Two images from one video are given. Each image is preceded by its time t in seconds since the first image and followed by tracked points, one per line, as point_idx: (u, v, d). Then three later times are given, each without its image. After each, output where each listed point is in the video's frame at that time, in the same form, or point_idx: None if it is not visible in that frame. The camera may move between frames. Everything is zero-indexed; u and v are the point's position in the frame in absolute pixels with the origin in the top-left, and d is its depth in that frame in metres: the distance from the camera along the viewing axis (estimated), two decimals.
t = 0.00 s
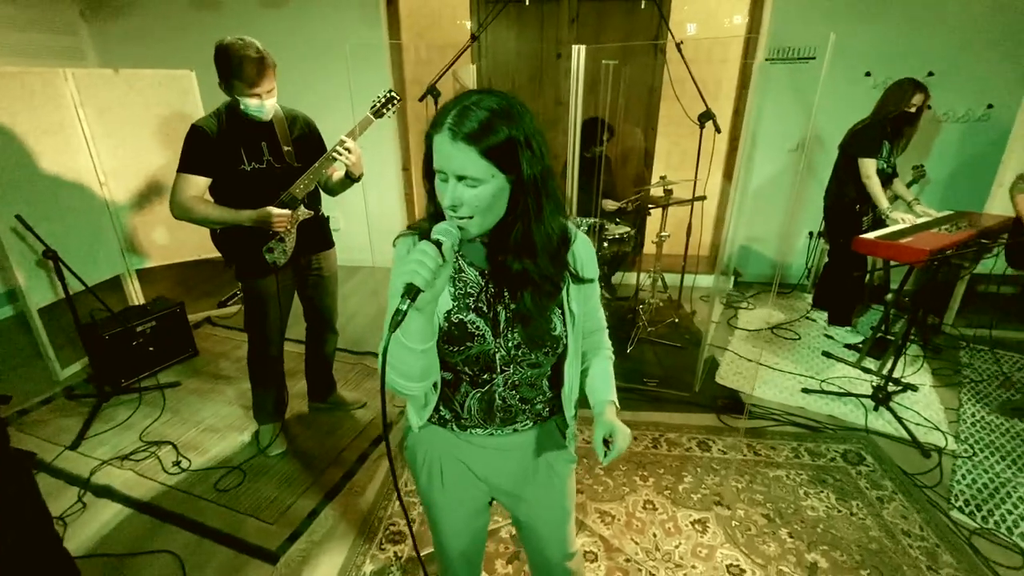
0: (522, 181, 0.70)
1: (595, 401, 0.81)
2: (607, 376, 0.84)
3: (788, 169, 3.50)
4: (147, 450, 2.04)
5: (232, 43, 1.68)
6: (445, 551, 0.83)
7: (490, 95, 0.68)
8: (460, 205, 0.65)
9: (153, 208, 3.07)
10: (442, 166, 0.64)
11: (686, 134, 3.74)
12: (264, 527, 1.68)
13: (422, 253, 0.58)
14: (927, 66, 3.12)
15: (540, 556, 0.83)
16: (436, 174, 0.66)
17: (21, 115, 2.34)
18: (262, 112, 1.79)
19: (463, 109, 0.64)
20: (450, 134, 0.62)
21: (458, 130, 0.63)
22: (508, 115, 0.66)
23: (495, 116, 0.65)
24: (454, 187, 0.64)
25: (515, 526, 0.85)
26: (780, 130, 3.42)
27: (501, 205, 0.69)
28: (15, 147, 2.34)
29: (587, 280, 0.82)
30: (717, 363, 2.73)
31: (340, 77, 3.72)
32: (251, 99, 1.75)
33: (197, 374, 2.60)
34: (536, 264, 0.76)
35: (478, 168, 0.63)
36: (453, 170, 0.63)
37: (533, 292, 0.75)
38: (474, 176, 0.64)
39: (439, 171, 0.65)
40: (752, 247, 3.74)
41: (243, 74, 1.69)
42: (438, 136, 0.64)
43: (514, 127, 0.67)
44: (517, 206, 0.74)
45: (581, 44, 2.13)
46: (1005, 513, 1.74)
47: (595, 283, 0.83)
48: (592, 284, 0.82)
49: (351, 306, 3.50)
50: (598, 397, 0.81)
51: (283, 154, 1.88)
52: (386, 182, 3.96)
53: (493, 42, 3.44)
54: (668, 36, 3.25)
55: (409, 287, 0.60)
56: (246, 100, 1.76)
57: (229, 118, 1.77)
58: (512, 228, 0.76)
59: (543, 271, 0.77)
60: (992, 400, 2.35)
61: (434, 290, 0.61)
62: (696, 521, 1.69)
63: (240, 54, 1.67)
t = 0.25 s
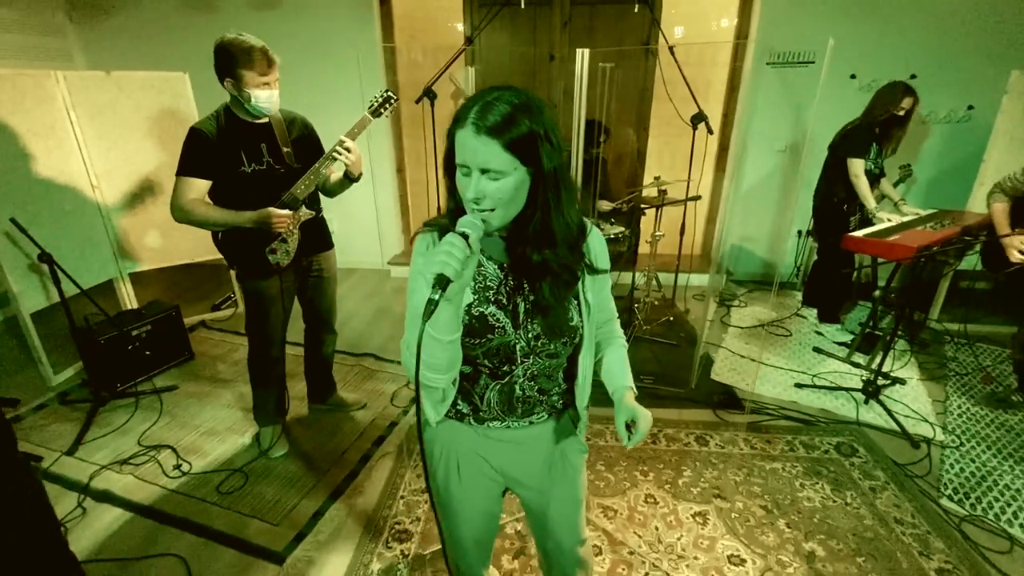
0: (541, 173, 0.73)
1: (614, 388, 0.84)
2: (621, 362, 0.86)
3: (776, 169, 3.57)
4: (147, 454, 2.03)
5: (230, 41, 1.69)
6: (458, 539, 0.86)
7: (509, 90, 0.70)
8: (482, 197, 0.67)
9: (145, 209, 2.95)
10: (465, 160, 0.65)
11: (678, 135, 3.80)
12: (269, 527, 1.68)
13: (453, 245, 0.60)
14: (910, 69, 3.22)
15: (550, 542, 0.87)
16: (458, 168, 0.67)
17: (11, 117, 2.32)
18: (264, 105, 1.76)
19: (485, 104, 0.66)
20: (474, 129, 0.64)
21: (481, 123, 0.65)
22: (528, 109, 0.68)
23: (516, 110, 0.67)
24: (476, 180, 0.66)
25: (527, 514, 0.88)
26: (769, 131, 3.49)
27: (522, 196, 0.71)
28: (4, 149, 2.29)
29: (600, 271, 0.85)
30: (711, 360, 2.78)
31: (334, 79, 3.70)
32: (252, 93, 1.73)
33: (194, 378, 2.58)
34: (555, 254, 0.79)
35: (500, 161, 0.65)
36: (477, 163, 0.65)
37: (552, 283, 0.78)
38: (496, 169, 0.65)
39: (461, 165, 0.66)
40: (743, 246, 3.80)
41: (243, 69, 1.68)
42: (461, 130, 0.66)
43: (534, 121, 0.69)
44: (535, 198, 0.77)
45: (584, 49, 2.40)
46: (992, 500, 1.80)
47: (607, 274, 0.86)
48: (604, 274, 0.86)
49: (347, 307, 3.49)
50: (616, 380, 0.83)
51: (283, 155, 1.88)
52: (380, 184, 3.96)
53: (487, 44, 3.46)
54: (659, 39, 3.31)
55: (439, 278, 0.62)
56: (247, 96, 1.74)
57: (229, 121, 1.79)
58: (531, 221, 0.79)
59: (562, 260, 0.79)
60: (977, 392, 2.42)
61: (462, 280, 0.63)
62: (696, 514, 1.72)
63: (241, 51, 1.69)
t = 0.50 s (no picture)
0: (565, 161, 0.77)
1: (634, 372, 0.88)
2: (639, 346, 0.91)
3: (767, 169, 3.65)
4: (151, 454, 2.03)
5: (235, 40, 1.71)
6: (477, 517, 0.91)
7: (535, 81, 0.74)
8: (511, 183, 0.71)
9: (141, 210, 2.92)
10: (495, 147, 0.69)
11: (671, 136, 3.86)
12: (279, 523, 1.70)
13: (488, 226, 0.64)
14: (895, 71, 3.31)
15: (564, 522, 0.92)
16: (487, 156, 0.71)
17: (9, 118, 2.31)
18: (269, 105, 1.78)
19: (513, 94, 0.70)
20: (505, 117, 0.68)
21: (511, 112, 0.68)
22: (555, 98, 0.72)
23: (543, 99, 0.71)
24: (506, 166, 0.70)
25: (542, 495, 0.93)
26: (759, 132, 3.57)
27: (548, 181, 0.75)
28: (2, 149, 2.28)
29: (617, 256, 0.88)
30: (707, 355, 2.84)
31: (330, 80, 3.71)
32: (257, 92, 1.74)
33: (194, 378, 2.58)
34: (578, 238, 0.83)
35: (530, 147, 0.69)
36: (507, 150, 0.68)
37: (577, 266, 0.81)
38: (525, 154, 0.69)
39: (491, 152, 0.70)
40: (734, 244, 3.88)
41: (249, 68, 1.69)
42: (491, 119, 0.69)
43: (559, 110, 0.73)
44: (559, 185, 0.81)
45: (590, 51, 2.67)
46: (981, 485, 1.87)
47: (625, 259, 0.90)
48: (621, 259, 0.89)
49: (345, 308, 3.50)
50: (636, 363, 0.88)
51: (283, 155, 1.89)
52: (376, 184, 3.96)
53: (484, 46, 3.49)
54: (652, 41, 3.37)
55: (475, 259, 0.65)
56: (252, 95, 1.75)
57: (229, 120, 1.79)
58: (555, 209, 0.83)
59: (585, 244, 0.83)
60: (963, 382, 2.51)
61: (496, 262, 0.66)
62: (698, 503, 1.77)
63: (245, 50, 1.70)
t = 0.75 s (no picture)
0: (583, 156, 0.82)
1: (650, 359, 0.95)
2: (654, 335, 0.98)
3: (757, 169, 3.74)
4: (158, 454, 2.04)
5: (237, 43, 1.71)
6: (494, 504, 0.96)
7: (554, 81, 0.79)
8: (534, 177, 0.76)
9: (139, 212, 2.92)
10: (519, 144, 0.74)
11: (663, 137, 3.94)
12: (289, 519, 1.73)
13: (517, 217, 0.69)
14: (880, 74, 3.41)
15: (577, 508, 0.97)
16: (511, 153, 0.76)
17: (10, 121, 2.32)
18: (270, 109, 1.80)
19: (535, 93, 0.75)
20: (528, 115, 0.73)
21: (534, 110, 0.73)
22: (573, 97, 0.77)
23: (562, 97, 0.76)
24: (530, 161, 0.75)
25: (557, 483, 0.98)
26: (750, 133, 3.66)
27: (568, 174, 0.80)
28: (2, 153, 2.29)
29: (632, 247, 0.93)
30: (702, 351, 2.91)
31: (327, 82, 3.73)
32: (259, 95, 1.75)
33: (196, 380, 2.59)
34: (596, 228, 0.88)
35: (552, 143, 0.74)
36: (530, 146, 0.73)
37: (595, 254, 0.87)
38: (547, 150, 0.74)
39: (515, 149, 0.75)
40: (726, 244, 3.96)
41: (253, 71, 1.70)
42: (515, 118, 0.74)
43: (577, 107, 0.78)
44: (576, 179, 0.86)
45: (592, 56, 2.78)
46: (967, 471, 1.95)
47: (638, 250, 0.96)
48: (635, 250, 0.94)
49: (344, 309, 3.53)
50: (651, 350, 0.96)
51: (283, 157, 1.90)
52: (373, 184, 3.99)
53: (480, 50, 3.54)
54: (645, 45, 3.44)
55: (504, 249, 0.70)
56: (253, 98, 1.75)
57: (229, 122, 1.78)
58: (572, 203, 0.88)
59: (602, 233, 0.88)
60: (949, 374, 2.59)
61: (523, 252, 0.71)
62: (698, 492, 1.83)
63: (248, 53, 1.70)
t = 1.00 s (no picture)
0: (594, 153, 0.87)
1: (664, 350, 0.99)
2: (666, 326, 1.03)
3: (748, 170, 3.82)
4: (162, 454, 2.05)
5: (235, 46, 1.70)
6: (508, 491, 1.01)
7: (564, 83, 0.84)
8: (547, 173, 0.81)
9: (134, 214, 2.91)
10: (532, 142, 0.79)
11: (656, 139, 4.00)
12: (296, 516, 1.75)
13: (533, 210, 0.73)
14: (865, 77, 3.51)
15: (588, 495, 1.03)
16: (525, 151, 0.81)
17: (8, 123, 2.33)
18: (268, 112, 1.80)
19: (546, 95, 0.80)
20: (540, 115, 0.78)
21: (546, 110, 0.78)
22: (583, 97, 0.82)
23: (572, 98, 0.81)
24: (542, 159, 0.80)
25: (569, 471, 1.03)
26: (740, 134, 3.73)
27: (579, 170, 0.85)
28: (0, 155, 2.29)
29: (642, 241, 0.98)
30: (697, 347, 2.97)
31: (321, 85, 3.74)
32: (257, 98, 1.74)
33: (196, 381, 2.59)
34: (606, 221, 0.93)
35: (563, 140, 0.79)
36: (543, 143, 0.79)
37: (606, 247, 0.91)
38: (559, 147, 0.79)
39: (528, 147, 0.80)
40: (718, 243, 4.04)
41: (252, 74, 1.69)
42: (528, 118, 0.79)
43: (587, 107, 0.83)
44: (587, 175, 0.91)
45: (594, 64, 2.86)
46: (952, 460, 2.02)
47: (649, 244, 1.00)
48: (645, 243, 0.99)
49: (342, 310, 3.54)
50: (664, 341, 1.00)
51: (280, 159, 1.91)
52: (368, 185, 4.00)
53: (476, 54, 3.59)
54: (637, 48, 3.51)
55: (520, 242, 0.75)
56: (252, 101, 1.75)
57: (226, 125, 1.78)
58: (584, 198, 0.93)
59: (613, 226, 0.92)
60: (935, 368, 2.68)
61: (538, 244, 0.76)
62: (696, 483, 1.88)
63: (247, 56, 1.69)
